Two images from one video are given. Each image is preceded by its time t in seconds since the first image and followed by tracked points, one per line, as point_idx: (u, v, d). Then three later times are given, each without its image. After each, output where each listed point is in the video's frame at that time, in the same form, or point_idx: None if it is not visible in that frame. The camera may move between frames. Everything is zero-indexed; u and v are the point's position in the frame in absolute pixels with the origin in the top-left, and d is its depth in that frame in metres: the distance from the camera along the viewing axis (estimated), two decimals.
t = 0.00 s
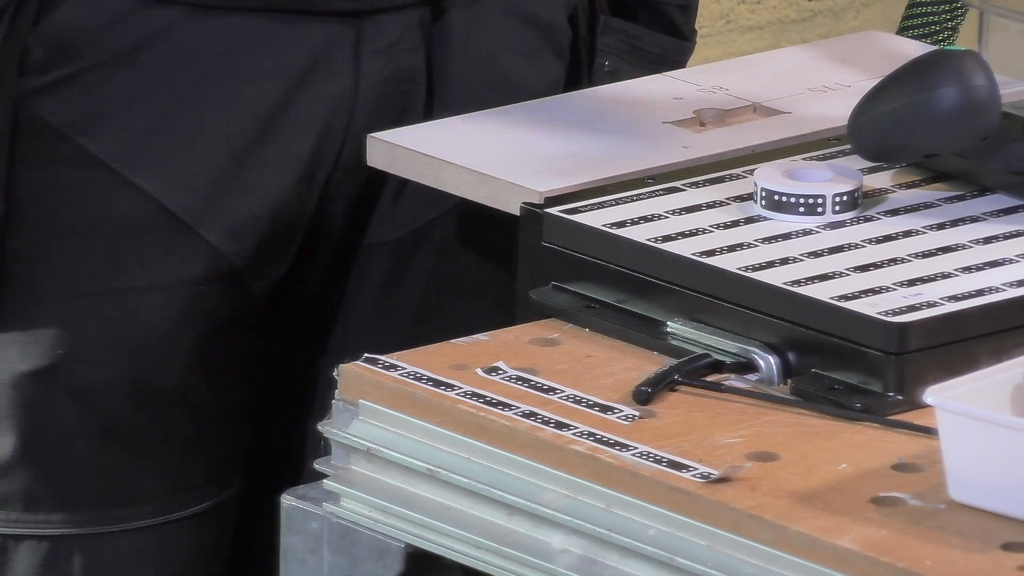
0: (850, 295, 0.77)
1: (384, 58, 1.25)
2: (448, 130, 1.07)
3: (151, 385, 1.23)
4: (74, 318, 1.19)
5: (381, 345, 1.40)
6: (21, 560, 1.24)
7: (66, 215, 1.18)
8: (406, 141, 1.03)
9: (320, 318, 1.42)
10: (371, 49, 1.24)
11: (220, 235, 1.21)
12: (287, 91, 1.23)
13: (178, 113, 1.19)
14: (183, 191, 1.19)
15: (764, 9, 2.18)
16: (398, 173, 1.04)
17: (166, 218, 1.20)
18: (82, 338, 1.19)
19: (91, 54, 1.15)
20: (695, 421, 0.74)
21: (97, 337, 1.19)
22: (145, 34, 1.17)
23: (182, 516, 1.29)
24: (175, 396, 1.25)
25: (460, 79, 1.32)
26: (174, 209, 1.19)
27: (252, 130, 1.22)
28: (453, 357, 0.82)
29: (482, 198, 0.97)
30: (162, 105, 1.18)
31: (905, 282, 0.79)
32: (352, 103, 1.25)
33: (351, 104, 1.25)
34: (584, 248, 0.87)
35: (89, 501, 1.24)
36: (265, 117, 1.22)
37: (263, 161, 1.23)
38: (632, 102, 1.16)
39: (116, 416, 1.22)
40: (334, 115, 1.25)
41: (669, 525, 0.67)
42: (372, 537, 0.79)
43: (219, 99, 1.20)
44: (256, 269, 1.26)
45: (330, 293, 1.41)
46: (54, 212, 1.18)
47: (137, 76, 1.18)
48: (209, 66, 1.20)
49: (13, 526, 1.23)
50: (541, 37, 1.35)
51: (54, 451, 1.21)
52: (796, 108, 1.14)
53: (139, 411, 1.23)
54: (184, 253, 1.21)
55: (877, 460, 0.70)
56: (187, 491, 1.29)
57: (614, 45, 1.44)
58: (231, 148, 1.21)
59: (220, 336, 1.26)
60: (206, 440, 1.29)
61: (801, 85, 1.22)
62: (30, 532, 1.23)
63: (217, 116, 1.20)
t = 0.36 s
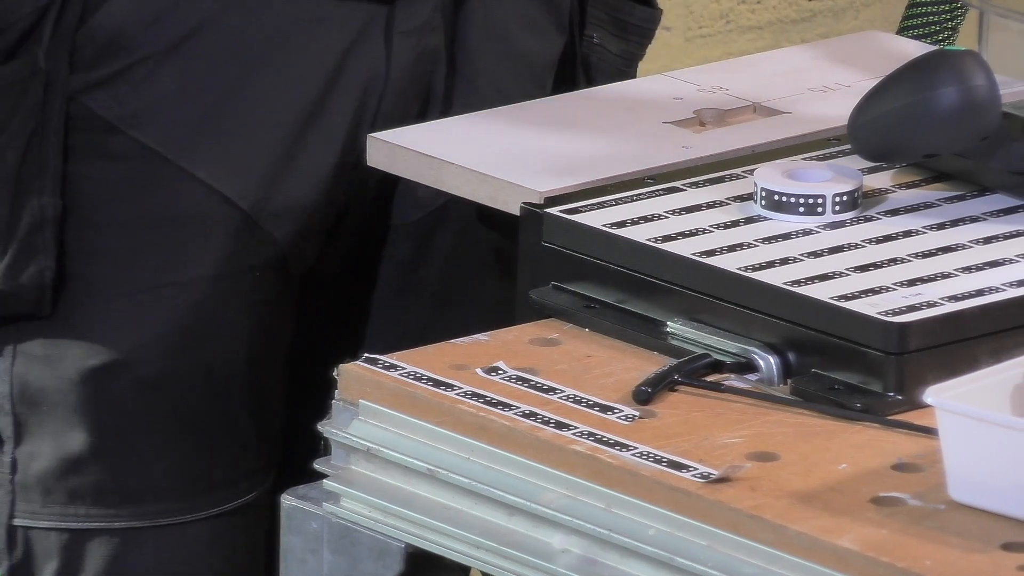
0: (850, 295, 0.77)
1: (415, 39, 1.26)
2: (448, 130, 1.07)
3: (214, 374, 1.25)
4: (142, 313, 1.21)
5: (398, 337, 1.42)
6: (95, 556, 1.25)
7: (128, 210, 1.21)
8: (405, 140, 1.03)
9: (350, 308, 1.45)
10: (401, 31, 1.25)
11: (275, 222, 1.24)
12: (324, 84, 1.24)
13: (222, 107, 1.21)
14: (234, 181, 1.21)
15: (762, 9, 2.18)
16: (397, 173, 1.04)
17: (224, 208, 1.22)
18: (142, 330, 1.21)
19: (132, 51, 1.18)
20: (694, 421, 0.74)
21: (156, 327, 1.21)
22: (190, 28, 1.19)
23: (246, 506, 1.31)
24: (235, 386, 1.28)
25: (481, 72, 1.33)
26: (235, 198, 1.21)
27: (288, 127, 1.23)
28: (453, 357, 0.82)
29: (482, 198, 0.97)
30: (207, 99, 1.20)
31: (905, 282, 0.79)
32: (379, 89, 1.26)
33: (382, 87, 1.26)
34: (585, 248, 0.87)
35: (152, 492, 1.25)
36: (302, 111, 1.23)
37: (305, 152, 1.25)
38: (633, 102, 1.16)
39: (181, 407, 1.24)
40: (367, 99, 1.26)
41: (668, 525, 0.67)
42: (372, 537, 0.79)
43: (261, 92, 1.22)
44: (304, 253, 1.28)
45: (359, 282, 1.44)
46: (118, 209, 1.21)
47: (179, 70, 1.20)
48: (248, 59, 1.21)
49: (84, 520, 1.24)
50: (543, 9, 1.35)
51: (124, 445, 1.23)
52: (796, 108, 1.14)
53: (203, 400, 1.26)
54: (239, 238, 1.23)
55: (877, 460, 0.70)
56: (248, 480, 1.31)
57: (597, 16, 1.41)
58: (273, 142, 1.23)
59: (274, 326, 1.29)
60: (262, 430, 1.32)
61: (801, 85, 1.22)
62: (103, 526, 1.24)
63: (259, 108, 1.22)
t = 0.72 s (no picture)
0: (850, 295, 0.77)
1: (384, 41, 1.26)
2: (448, 130, 1.07)
3: (179, 373, 1.23)
4: (103, 315, 1.18)
5: (380, 330, 1.41)
6: (57, 553, 1.23)
7: (89, 213, 1.18)
8: (405, 140, 1.03)
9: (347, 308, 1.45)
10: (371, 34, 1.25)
11: (245, 225, 1.22)
12: (299, 85, 1.23)
13: (191, 111, 1.19)
14: (199, 185, 1.19)
15: (762, 9, 2.18)
16: (397, 173, 1.04)
17: (187, 213, 1.19)
18: (106, 333, 1.19)
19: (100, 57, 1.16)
20: (694, 421, 0.74)
21: (119, 330, 1.19)
22: (159, 34, 1.17)
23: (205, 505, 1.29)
24: (198, 386, 1.25)
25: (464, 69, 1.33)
26: (197, 203, 1.19)
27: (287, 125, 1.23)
28: (453, 357, 0.82)
29: (482, 198, 0.97)
30: (177, 105, 1.19)
31: (905, 282, 0.79)
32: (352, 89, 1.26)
33: (352, 89, 1.26)
34: (585, 248, 0.87)
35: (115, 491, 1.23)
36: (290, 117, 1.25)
37: (276, 156, 1.24)
38: (633, 102, 1.16)
39: (142, 407, 1.22)
40: (338, 100, 1.26)
41: (668, 524, 0.67)
42: (372, 536, 0.79)
43: (233, 96, 1.20)
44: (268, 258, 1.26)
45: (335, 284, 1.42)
46: (78, 211, 1.18)
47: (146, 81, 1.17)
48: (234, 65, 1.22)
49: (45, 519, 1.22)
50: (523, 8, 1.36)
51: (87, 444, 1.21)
52: (796, 108, 1.14)
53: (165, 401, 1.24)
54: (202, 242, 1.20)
55: (877, 461, 0.70)
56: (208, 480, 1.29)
57: (574, 9, 1.40)
58: (241, 149, 1.21)
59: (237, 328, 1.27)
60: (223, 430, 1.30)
61: (801, 85, 1.22)
62: (64, 523, 1.22)
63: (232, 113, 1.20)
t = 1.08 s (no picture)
0: (850, 295, 0.77)
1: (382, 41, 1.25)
2: (448, 129, 1.07)
3: (176, 373, 1.23)
4: (100, 316, 1.18)
5: (381, 331, 1.41)
6: (57, 552, 1.23)
7: (87, 214, 1.17)
8: (405, 140, 1.03)
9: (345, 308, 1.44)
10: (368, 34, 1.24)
11: (245, 225, 1.22)
12: (295, 84, 1.22)
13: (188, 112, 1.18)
14: (195, 186, 1.18)
15: (762, 10, 2.18)
16: (397, 173, 1.04)
17: (184, 213, 1.19)
18: (103, 334, 1.18)
19: (95, 59, 1.15)
20: (694, 422, 0.74)
21: (116, 330, 1.19)
22: (155, 34, 1.16)
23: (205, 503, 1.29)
24: (195, 385, 1.25)
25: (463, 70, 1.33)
26: (195, 204, 1.18)
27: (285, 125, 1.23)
28: (453, 357, 0.82)
29: (482, 198, 0.97)
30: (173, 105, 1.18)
31: (905, 282, 0.79)
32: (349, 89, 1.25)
33: (348, 89, 1.25)
34: (585, 248, 0.87)
35: (114, 491, 1.23)
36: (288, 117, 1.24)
37: (272, 155, 1.23)
38: (634, 102, 1.16)
39: (139, 408, 1.22)
40: (334, 100, 1.25)
41: (668, 525, 0.67)
42: (372, 536, 0.79)
43: (229, 96, 1.20)
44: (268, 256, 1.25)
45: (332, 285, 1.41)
46: (74, 212, 1.17)
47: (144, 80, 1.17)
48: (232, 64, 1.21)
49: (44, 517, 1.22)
50: (523, 7, 1.36)
51: (85, 444, 1.21)
52: (796, 108, 1.14)
53: (162, 401, 1.23)
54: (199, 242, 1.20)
55: (877, 461, 0.70)
56: (206, 478, 1.29)
57: (576, 9, 1.40)
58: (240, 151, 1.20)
59: (235, 327, 1.26)
60: (220, 428, 1.30)
61: (801, 85, 1.22)
62: (63, 522, 1.22)
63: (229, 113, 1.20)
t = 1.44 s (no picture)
0: (850, 295, 0.77)
1: (382, 41, 1.25)
2: (448, 129, 1.07)
3: (176, 372, 1.23)
4: (101, 316, 1.18)
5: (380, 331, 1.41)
6: (58, 553, 1.23)
7: (87, 215, 1.17)
8: (405, 140, 1.03)
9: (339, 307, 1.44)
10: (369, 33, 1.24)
11: (246, 225, 1.22)
12: (296, 84, 1.22)
13: (189, 112, 1.18)
14: (196, 186, 1.18)
15: (762, 10, 2.18)
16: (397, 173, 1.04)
17: (184, 212, 1.19)
18: (103, 334, 1.18)
19: (97, 59, 1.14)
20: (694, 421, 0.74)
21: (117, 330, 1.18)
22: (156, 34, 1.16)
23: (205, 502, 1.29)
24: (195, 384, 1.25)
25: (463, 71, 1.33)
26: (195, 202, 1.18)
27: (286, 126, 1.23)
28: (453, 357, 0.82)
29: (482, 198, 0.97)
30: (175, 106, 1.18)
31: (905, 282, 0.79)
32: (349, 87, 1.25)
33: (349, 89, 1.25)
34: (585, 249, 0.87)
35: (114, 490, 1.23)
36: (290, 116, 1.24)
37: (272, 155, 1.23)
38: (634, 102, 1.16)
39: (140, 408, 1.22)
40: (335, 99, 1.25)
41: (668, 524, 0.67)
42: (372, 537, 0.79)
43: (230, 95, 1.19)
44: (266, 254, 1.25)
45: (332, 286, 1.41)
46: (75, 212, 1.17)
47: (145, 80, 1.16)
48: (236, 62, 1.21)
49: (45, 517, 1.21)
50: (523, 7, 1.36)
51: (86, 444, 1.20)
52: (796, 108, 1.14)
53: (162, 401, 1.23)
54: (199, 242, 1.20)
55: (877, 461, 0.70)
56: (206, 478, 1.29)
57: (574, 8, 1.42)
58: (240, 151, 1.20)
59: (235, 326, 1.26)
60: (220, 427, 1.30)
61: (801, 85, 1.22)
62: (63, 524, 1.22)
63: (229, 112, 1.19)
